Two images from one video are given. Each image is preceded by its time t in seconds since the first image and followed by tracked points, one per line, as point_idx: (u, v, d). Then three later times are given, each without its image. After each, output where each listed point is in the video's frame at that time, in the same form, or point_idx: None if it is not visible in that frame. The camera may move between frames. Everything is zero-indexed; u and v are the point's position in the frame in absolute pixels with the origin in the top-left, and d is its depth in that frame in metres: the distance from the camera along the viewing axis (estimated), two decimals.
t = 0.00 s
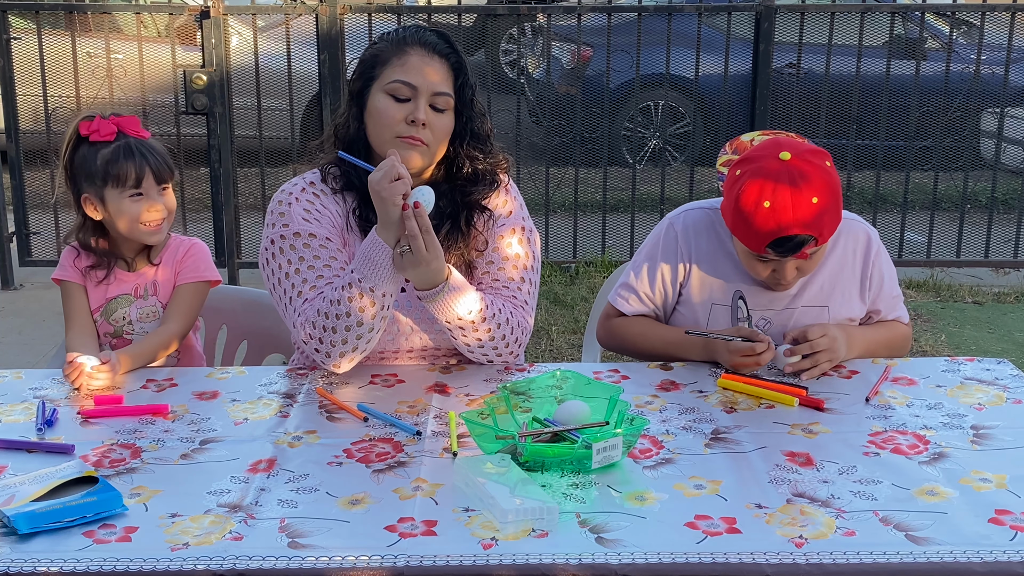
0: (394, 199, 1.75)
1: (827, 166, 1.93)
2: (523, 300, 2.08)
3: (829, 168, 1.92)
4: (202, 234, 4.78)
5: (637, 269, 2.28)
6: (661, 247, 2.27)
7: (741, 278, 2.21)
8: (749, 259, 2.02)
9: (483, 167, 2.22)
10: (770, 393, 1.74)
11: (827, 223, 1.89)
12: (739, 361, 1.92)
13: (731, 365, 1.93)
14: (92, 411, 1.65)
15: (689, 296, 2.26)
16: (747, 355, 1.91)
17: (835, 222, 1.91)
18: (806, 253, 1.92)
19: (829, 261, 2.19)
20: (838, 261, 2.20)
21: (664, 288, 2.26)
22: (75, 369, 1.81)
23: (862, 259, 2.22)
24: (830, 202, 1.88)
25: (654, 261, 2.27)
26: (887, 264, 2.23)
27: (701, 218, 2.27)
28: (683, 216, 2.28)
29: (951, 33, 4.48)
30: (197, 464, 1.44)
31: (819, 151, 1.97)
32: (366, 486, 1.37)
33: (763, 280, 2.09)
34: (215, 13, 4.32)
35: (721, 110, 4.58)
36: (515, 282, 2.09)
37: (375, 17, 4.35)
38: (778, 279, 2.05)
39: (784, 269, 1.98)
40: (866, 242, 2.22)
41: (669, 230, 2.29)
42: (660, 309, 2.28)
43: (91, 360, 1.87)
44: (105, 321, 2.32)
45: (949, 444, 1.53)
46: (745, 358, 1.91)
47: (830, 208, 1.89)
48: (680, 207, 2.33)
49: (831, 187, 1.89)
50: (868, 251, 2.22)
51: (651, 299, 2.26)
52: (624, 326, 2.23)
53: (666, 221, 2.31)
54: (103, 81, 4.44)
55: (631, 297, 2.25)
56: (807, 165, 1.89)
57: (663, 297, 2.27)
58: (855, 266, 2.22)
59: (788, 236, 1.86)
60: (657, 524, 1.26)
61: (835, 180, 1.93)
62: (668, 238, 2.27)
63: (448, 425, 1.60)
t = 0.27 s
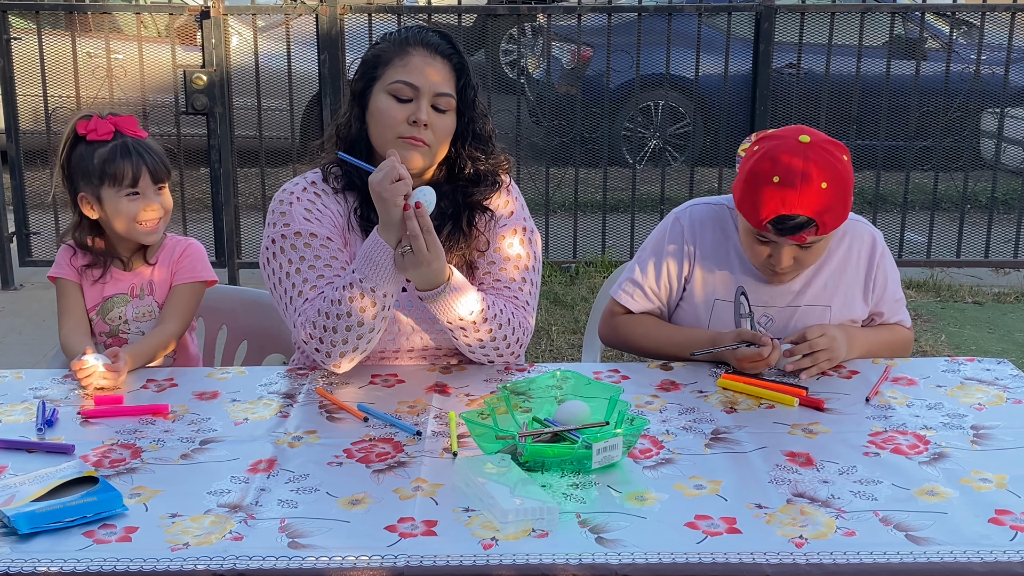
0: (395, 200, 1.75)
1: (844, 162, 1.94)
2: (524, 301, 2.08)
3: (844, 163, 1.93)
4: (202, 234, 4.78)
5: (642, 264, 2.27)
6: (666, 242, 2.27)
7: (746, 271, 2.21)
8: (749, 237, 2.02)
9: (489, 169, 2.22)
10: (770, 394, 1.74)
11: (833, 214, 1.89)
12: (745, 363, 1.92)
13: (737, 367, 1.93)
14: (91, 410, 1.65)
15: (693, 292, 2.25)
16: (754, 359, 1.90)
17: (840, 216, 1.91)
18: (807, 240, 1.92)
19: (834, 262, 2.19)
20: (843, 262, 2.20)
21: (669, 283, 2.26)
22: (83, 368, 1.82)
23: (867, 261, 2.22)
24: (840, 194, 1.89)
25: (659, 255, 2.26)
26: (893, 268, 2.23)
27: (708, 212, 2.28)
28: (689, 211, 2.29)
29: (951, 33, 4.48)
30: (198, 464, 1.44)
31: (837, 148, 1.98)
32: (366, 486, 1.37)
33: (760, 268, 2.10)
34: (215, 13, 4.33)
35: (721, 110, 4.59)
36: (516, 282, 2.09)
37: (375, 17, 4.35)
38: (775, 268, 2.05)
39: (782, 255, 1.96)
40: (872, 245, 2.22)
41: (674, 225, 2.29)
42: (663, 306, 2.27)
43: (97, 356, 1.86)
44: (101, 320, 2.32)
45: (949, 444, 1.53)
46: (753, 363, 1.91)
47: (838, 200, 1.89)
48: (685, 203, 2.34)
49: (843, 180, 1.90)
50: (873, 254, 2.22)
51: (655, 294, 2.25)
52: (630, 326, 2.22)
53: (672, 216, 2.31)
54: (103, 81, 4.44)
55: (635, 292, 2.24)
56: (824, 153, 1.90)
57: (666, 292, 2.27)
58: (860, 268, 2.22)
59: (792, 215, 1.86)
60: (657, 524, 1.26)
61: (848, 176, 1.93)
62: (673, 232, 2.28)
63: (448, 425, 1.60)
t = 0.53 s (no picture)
0: (396, 201, 1.75)
1: (838, 165, 1.95)
2: (524, 301, 2.08)
3: (834, 164, 1.94)
4: (202, 234, 4.78)
5: (641, 266, 2.28)
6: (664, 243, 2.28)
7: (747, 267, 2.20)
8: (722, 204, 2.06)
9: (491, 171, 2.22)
10: (770, 394, 1.74)
11: (798, 198, 1.92)
12: (744, 363, 1.92)
13: (737, 368, 1.93)
14: (91, 410, 1.65)
15: (691, 292, 2.26)
16: (752, 359, 1.91)
17: (804, 206, 1.93)
18: (765, 216, 1.95)
19: (836, 264, 2.19)
20: (846, 264, 2.19)
21: (666, 284, 2.27)
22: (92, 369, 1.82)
23: (870, 264, 2.22)
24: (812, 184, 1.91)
25: (657, 256, 2.27)
26: (897, 271, 2.23)
27: (707, 214, 2.27)
28: (688, 212, 2.29)
29: (951, 33, 4.48)
30: (198, 464, 1.44)
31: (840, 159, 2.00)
32: (366, 486, 1.37)
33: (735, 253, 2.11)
34: (215, 13, 4.33)
35: (721, 110, 4.59)
36: (516, 283, 2.09)
37: (375, 17, 4.35)
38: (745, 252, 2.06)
39: (745, 230, 1.99)
40: (875, 248, 2.22)
41: (673, 226, 2.30)
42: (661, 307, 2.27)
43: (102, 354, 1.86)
44: (100, 319, 2.33)
45: (948, 444, 1.53)
46: (751, 363, 1.91)
47: (806, 188, 1.91)
48: (686, 206, 2.34)
49: (824, 176, 1.92)
50: (876, 257, 2.22)
51: (653, 295, 2.26)
52: (629, 327, 2.22)
53: (672, 217, 2.31)
54: (103, 81, 4.44)
55: (633, 293, 2.25)
56: (816, 144, 1.92)
57: (665, 293, 2.27)
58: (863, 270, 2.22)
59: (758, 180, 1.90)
60: (657, 524, 1.26)
61: (833, 179, 1.95)
62: (672, 235, 2.28)
63: (447, 425, 1.60)
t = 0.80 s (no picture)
0: (397, 202, 1.75)
1: (822, 140, 2.04)
2: (525, 301, 2.08)
3: (817, 139, 2.02)
4: (202, 234, 4.78)
5: (634, 270, 2.28)
6: (656, 246, 2.28)
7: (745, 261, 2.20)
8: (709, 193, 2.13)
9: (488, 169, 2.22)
10: (770, 394, 1.74)
11: (779, 166, 1.99)
12: (745, 364, 1.92)
13: (737, 368, 1.93)
14: (91, 410, 1.65)
15: (686, 293, 2.26)
16: (753, 359, 1.91)
17: (786, 176, 2.00)
18: (747, 186, 2.01)
19: (832, 260, 2.19)
20: (842, 261, 2.20)
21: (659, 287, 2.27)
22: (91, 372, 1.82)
23: (867, 260, 2.22)
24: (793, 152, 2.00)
25: (649, 258, 2.27)
26: (893, 266, 2.24)
27: (698, 215, 2.29)
28: (679, 215, 2.30)
29: (951, 33, 4.48)
30: (198, 465, 1.44)
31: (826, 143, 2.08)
32: (366, 486, 1.37)
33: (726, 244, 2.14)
34: (215, 13, 4.33)
35: (721, 110, 4.59)
36: (517, 282, 2.09)
37: (375, 17, 4.35)
38: (735, 237, 2.09)
39: (730, 204, 2.04)
40: (871, 244, 2.23)
41: (664, 230, 2.30)
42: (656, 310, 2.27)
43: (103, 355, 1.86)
44: (101, 319, 2.33)
45: (948, 444, 1.53)
46: (751, 363, 1.92)
47: (787, 156, 2.00)
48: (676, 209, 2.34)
49: (805, 147, 2.01)
50: (873, 253, 2.22)
51: (647, 298, 2.26)
52: (624, 331, 2.21)
53: (663, 221, 2.32)
54: (103, 81, 4.44)
55: (627, 297, 2.25)
56: (799, 118, 2.02)
57: (658, 296, 2.27)
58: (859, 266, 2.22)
59: (739, 147, 2.00)
60: (656, 524, 1.26)
61: (816, 153, 2.02)
62: (665, 239, 2.28)
63: (447, 425, 1.60)
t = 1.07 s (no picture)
0: (398, 199, 1.76)
1: (815, 134, 2.07)
2: (525, 301, 2.08)
3: (811, 131, 2.05)
4: (202, 235, 4.78)
5: (632, 269, 2.28)
6: (656, 246, 2.28)
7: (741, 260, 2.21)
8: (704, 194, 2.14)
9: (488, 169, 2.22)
10: (770, 394, 1.74)
11: (776, 158, 2.02)
12: (746, 365, 1.93)
13: (738, 368, 1.94)
14: (92, 410, 1.65)
15: (683, 291, 2.26)
16: (754, 359, 1.91)
17: (783, 167, 2.02)
18: (744, 179, 2.03)
19: (829, 260, 2.20)
20: (839, 261, 2.20)
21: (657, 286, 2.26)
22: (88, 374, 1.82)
23: (865, 260, 2.22)
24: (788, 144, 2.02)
25: (648, 257, 2.27)
26: (892, 267, 2.24)
27: (696, 216, 2.29)
28: (678, 216, 2.30)
29: (951, 32, 4.48)
30: (197, 465, 1.44)
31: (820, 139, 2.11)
32: (366, 486, 1.37)
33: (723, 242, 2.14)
34: (215, 13, 4.33)
35: (721, 110, 4.59)
36: (517, 283, 2.09)
37: (375, 17, 4.35)
38: (736, 233, 2.09)
39: (729, 199, 2.05)
40: (869, 244, 2.23)
41: (662, 230, 2.30)
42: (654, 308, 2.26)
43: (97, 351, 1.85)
44: (102, 320, 2.33)
45: (948, 444, 1.53)
46: (753, 362, 1.92)
47: (782, 149, 2.02)
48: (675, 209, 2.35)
49: (800, 139, 2.03)
50: (871, 253, 2.22)
51: (645, 297, 2.25)
52: (621, 330, 2.21)
53: (661, 221, 2.32)
54: (103, 81, 4.44)
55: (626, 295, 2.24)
56: (792, 111, 2.05)
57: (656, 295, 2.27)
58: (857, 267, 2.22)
59: (734, 141, 2.02)
60: (656, 524, 1.26)
61: (810, 146, 2.05)
62: (665, 238, 2.28)
63: (447, 425, 1.60)
